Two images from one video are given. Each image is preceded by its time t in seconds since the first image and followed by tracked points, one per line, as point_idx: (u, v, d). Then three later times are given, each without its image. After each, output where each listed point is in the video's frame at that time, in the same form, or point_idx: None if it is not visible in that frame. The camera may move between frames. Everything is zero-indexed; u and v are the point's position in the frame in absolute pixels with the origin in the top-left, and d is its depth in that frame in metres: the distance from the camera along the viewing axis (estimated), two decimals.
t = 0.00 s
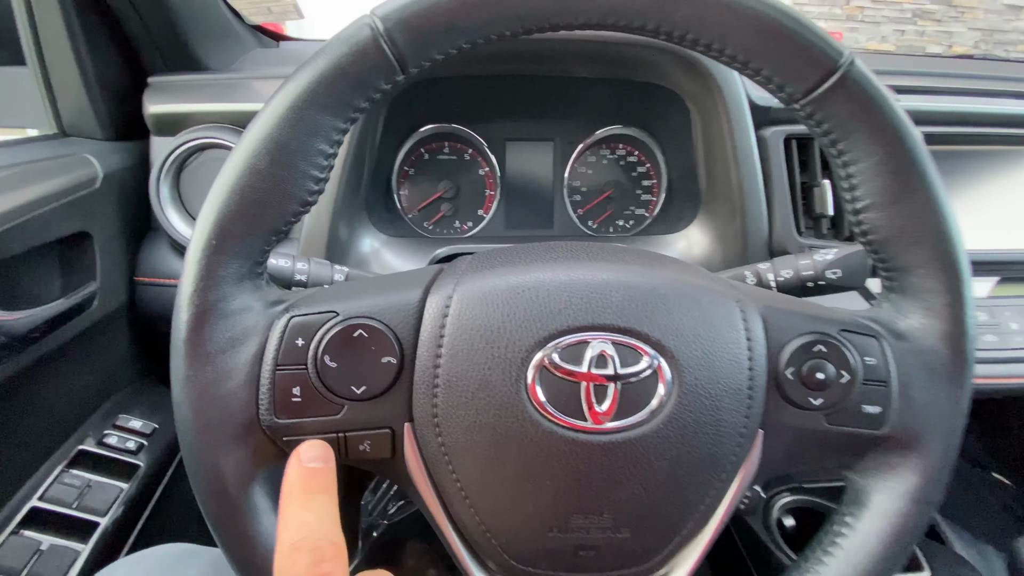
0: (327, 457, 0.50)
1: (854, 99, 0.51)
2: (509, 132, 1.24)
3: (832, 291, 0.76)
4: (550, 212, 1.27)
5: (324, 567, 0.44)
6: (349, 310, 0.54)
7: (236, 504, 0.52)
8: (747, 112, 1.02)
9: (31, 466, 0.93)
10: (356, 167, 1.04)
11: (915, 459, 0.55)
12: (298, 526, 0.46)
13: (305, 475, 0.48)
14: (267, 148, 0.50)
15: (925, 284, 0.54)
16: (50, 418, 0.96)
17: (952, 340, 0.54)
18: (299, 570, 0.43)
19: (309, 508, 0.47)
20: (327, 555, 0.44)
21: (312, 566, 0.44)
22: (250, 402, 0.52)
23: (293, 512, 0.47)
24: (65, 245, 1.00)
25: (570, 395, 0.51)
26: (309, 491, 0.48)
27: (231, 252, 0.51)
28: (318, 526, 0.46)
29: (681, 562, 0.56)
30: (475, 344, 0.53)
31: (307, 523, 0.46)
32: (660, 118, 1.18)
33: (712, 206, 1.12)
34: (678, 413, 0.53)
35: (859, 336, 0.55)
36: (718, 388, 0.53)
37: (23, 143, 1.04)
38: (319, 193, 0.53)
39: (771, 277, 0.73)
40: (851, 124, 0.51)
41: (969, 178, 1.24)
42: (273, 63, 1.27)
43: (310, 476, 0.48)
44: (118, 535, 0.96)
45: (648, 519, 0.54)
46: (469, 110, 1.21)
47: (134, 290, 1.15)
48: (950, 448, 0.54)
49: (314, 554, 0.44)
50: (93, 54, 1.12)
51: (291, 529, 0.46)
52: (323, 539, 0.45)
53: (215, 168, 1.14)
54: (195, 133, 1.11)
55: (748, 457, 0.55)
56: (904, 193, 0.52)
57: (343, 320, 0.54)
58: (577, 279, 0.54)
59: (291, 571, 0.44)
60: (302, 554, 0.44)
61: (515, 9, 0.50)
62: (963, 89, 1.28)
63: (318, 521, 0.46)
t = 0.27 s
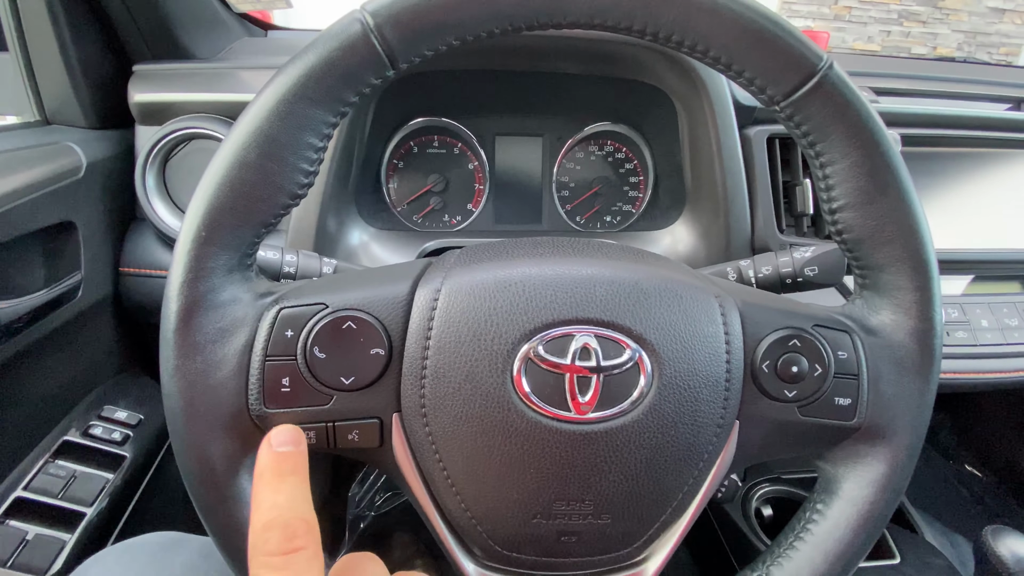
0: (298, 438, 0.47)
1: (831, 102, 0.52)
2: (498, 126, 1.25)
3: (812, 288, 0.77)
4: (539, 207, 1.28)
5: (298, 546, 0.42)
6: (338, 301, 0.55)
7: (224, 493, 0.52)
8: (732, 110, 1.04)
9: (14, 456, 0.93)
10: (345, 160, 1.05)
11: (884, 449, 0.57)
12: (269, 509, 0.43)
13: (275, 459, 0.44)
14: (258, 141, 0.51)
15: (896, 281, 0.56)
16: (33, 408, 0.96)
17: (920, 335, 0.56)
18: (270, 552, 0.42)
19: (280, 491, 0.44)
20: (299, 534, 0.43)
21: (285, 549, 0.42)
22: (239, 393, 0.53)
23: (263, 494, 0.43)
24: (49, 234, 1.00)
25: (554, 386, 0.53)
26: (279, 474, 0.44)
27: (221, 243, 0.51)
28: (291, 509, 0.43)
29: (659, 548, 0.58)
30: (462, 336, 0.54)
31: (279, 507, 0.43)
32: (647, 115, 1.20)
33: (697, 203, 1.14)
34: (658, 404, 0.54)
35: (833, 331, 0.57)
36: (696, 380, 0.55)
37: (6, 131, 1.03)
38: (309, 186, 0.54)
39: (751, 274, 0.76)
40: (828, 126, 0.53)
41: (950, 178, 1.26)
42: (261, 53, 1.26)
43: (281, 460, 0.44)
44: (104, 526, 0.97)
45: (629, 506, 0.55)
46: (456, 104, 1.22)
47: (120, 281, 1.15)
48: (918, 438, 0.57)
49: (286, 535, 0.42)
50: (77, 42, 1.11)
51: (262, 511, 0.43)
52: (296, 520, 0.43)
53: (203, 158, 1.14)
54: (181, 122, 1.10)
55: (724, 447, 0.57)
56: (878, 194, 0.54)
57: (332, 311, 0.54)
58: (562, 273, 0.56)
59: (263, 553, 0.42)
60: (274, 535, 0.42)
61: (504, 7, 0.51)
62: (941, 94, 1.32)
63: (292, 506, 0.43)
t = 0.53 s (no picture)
0: (265, 404, 0.47)
1: (830, 102, 0.52)
2: (497, 124, 1.24)
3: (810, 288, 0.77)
4: (538, 205, 1.28)
5: (273, 511, 0.43)
6: (335, 298, 0.55)
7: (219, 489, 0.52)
8: (731, 108, 1.04)
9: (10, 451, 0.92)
10: (343, 156, 1.04)
11: (880, 449, 0.57)
12: (239, 477, 0.43)
13: (243, 427, 0.45)
14: (255, 136, 0.51)
15: (893, 282, 0.56)
16: (30, 403, 0.96)
17: (917, 336, 0.56)
18: (245, 518, 0.42)
19: (251, 459, 0.44)
20: (273, 500, 0.43)
21: (259, 515, 0.42)
22: (235, 389, 0.53)
23: (233, 464, 0.43)
24: (46, 229, 0.99)
25: (550, 384, 0.53)
26: (247, 442, 0.44)
27: (217, 239, 0.51)
28: (261, 476, 0.43)
29: (654, 546, 0.58)
30: (459, 334, 0.54)
31: (251, 473, 0.43)
32: (646, 114, 1.20)
33: (696, 202, 1.14)
34: (655, 403, 0.54)
35: (830, 331, 0.57)
36: (693, 380, 0.55)
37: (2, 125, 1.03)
38: (306, 182, 0.53)
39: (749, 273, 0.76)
40: (827, 126, 0.53)
41: (948, 179, 1.26)
42: (260, 49, 1.26)
43: (250, 427, 0.45)
44: (100, 521, 0.96)
45: (624, 504, 0.56)
46: (456, 101, 1.21)
47: (117, 276, 1.15)
48: (914, 438, 0.57)
49: (260, 501, 0.42)
50: (75, 36, 1.11)
51: (232, 480, 0.43)
52: (269, 486, 0.43)
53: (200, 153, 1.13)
54: (178, 117, 1.09)
55: (720, 446, 0.57)
56: (875, 195, 0.54)
57: (329, 308, 0.54)
58: (559, 271, 0.56)
59: (237, 520, 0.42)
60: (247, 503, 0.42)
61: (503, 4, 0.51)
62: (941, 94, 1.32)
63: (265, 470, 0.43)
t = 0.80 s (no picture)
0: (274, 394, 0.45)
1: (830, 111, 0.52)
2: (498, 130, 1.25)
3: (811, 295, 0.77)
4: (539, 211, 1.28)
5: (274, 498, 0.41)
6: (335, 304, 0.55)
7: (217, 496, 0.52)
8: (732, 116, 1.04)
9: (9, 455, 0.92)
10: (344, 162, 1.05)
11: (881, 458, 0.57)
12: (241, 464, 0.41)
13: (247, 416, 0.42)
14: (256, 143, 0.51)
15: (894, 290, 0.56)
16: (29, 406, 0.96)
17: (918, 344, 0.56)
18: (246, 504, 0.40)
19: (253, 446, 0.42)
20: (275, 486, 0.41)
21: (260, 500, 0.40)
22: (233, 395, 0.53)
23: (234, 449, 0.42)
24: (48, 233, 1.00)
25: (550, 391, 0.53)
26: (250, 429, 0.42)
27: (217, 245, 0.51)
28: (264, 463, 0.41)
29: (653, 555, 0.57)
30: (458, 341, 0.54)
31: (253, 460, 0.41)
32: (646, 120, 1.20)
33: (696, 208, 1.14)
34: (654, 411, 0.54)
35: (830, 339, 0.57)
36: (693, 388, 0.55)
37: (6, 129, 1.03)
38: (307, 188, 0.53)
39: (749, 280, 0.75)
40: (827, 134, 0.53)
41: (950, 187, 1.26)
42: (263, 55, 1.27)
43: (252, 415, 0.43)
44: (97, 526, 0.96)
45: (624, 513, 0.55)
46: (457, 107, 1.22)
47: (117, 280, 1.15)
48: (916, 447, 0.56)
49: (261, 487, 0.41)
50: (79, 41, 1.12)
51: (234, 466, 0.41)
52: (271, 472, 0.41)
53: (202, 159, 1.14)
54: (180, 122, 1.10)
55: (720, 454, 0.57)
56: (876, 203, 0.54)
57: (329, 314, 0.54)
58: (559, 278, 0.56)
59: (239, 505, 0.40)
60: (249, 488, 0.40)
61: (504, 11, 0.51)
62: (942, 102, 1.32)
63: (267, 459, 0.41)
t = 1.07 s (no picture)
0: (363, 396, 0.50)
1: (829, 114, 0.52)
2: (499, 134, 1.25)
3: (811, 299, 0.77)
4: (539, 215, 1.28)
5: (371, 498, 0.44)
6: (333, 307, 0.54)
7: (214, 500, 0.52)
8: (732, 120, 1.04)
9: (8, 459, 0.92)
10: (345, 165, 1.05)
11: (882, 463, 0.56)
12: (345, 456, 0.46)
13: (350, 412, 0.48)
14: (254, 146, 0.51)
15: (894, 294, 0.56)
16: (29, 410, 0.96)
17: (919, 348, 0.55)
18: (348, 497, 0.44)
19: (355, 442, 0.47)
20: (373, 485, 0.45)
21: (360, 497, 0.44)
22: (231, 398, 0.53)
23: (337, 444, 0.47)
24: (49, 236, 1.00)
25: (548, 395, 0.52)
26: (355, 426, 0.48)
27: (216, 248, 0.51)
28: (364, 459, 0.46)
29: (653, 560, 0.57)
30: (457, 345, 0.54)
31: (358, 456, 0.46)
32: (646, 125, 1.20)
33: (696, 212, 1.14)
34: (653, 416, 0.54)
35: (830, 343, 0.57)
36: (693, 391, 0.55)
37: (8, 133, 1.04)
38: (306, 191, 0.53)
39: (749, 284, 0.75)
40: (826, 138, 0.53)
41: (951, 190, 1.26)
42: (264, 59, 1.27)
43: (356, 412, 0.48)
44: (96, 529, 0.96)
45: (623, 518, 0.55)
46: (458, 111, 1.22)
47: (117, 284, 1.15)
48: (917, 452, 0.56)
49: (363, 484, 0.45)
50: (82, 46, 1.12)
51: (337, 459, 0.46)
52: (371, 471, 0.45)
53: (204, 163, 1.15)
54: (182, 126, 1.09)
55: (720, 459, 0.57)
56: (875, 206, 0.54)
57: (327, 317, 0.54)
58: (558, 282, 0.55)
59: (340, 498, 0.44)
60: (350, 481, 0.45)
61: (503, 15, 0.51)
62: (943, 106, 1.31)
63: (368, 456, 0.46)
